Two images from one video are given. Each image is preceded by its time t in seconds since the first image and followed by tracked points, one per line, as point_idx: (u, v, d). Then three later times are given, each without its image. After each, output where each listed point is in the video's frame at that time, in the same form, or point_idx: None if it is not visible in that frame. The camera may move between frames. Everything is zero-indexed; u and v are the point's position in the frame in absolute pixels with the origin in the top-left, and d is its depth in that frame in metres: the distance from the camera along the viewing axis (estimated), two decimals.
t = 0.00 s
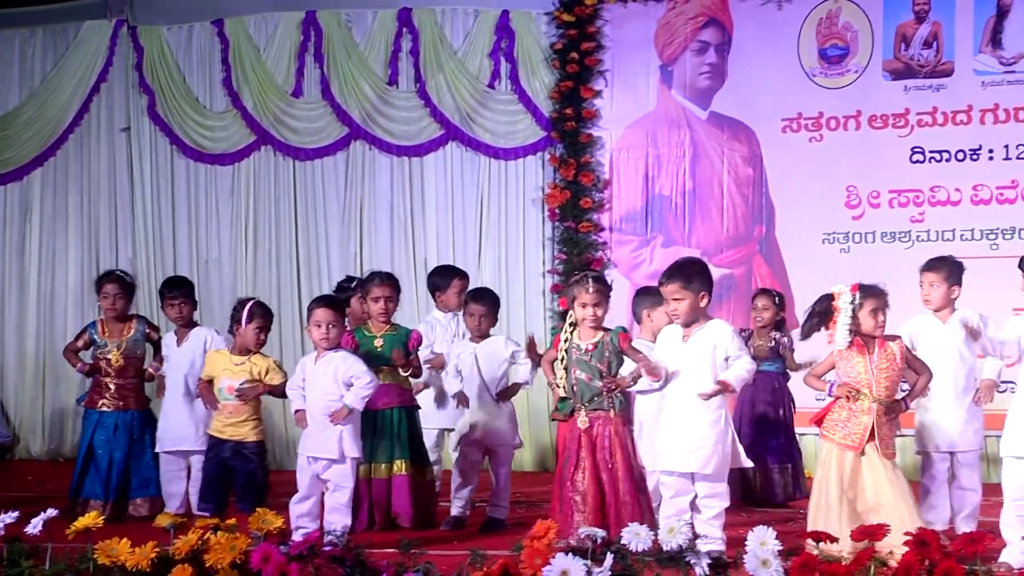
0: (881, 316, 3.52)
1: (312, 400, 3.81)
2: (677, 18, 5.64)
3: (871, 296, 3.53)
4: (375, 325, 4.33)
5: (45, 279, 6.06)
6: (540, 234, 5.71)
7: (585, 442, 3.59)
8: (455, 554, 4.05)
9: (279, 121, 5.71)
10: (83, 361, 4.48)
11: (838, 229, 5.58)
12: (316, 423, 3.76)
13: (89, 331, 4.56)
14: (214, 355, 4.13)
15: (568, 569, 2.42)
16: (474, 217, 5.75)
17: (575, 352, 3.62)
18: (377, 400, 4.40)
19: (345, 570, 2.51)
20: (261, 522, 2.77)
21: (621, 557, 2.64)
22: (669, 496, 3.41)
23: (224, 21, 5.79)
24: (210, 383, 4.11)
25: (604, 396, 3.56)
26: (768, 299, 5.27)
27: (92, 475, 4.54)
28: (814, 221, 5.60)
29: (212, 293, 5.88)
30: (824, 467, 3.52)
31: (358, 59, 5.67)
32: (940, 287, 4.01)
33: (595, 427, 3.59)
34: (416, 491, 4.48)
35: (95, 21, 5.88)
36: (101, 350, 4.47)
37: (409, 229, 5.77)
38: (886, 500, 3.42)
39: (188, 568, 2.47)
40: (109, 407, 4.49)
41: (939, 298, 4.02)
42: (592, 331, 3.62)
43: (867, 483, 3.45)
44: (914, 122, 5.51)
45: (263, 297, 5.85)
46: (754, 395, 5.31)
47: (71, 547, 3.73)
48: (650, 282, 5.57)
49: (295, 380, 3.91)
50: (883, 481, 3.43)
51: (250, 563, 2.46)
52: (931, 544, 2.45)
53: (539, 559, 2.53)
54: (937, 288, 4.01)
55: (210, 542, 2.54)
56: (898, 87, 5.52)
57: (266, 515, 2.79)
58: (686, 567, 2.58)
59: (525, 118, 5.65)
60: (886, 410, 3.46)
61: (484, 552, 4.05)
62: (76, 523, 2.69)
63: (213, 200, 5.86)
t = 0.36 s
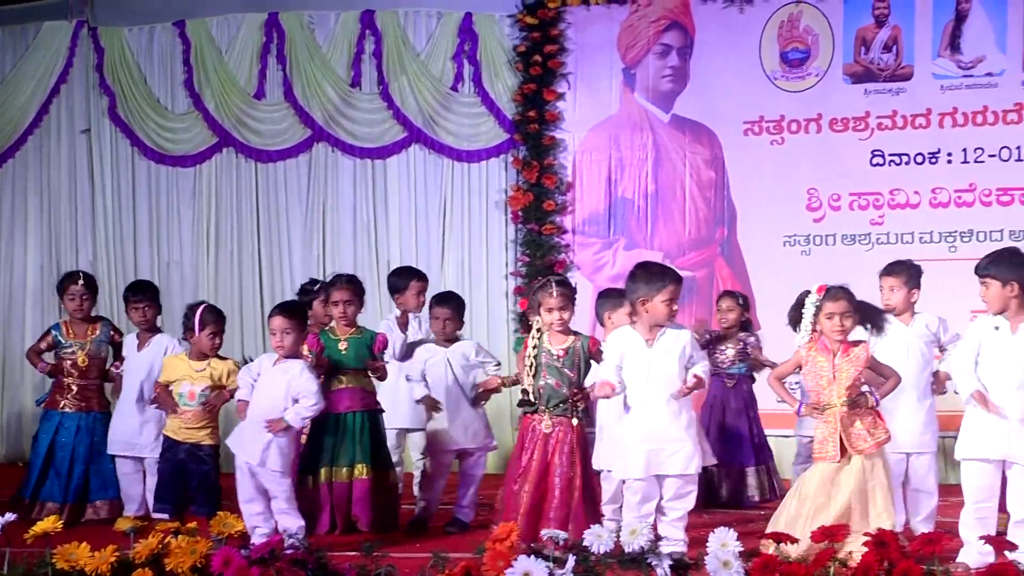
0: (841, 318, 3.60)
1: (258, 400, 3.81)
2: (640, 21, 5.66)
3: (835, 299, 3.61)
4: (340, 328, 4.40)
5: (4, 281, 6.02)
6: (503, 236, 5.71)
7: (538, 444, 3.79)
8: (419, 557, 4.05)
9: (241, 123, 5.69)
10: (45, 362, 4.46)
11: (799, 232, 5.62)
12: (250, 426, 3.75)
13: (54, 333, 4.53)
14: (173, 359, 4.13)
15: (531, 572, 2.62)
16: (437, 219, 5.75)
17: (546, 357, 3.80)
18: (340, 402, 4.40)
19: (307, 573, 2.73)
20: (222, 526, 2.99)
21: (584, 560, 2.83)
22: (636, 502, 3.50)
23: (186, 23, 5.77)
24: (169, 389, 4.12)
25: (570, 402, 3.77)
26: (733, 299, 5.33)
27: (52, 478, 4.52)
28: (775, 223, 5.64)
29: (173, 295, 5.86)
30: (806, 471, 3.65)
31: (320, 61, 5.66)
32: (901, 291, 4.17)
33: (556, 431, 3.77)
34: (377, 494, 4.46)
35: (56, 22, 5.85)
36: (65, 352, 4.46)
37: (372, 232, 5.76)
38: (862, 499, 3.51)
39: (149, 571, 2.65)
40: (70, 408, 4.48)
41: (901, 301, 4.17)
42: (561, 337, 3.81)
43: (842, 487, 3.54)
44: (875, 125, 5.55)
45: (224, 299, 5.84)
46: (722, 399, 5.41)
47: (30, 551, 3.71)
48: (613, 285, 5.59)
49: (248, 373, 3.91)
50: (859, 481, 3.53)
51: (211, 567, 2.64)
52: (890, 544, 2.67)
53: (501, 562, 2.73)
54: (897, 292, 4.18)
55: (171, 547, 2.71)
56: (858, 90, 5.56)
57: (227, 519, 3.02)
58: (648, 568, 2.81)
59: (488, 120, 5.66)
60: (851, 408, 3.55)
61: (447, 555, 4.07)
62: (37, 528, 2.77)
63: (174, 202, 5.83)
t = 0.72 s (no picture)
0: (773, 322, 3.69)
1: (209, 406, 3.78)
2: (591, 24, 5.66)
3: (766, 304, 3.70)
4: (290, 330, 4.39)
5: None
6: (455, 239, 5.71)
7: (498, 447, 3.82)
8: (370, 561, 4.07)
9: (191, 126, 5.70)
10: None
11: (750, 236, 5.63)
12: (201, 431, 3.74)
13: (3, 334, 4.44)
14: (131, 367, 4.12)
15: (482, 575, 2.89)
16: (389, 222, 5.74)
17: (494, 357, 3.86)
18: (289, 408, 4.35)
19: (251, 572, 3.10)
20: (173, 529, 3.28)
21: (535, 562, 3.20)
22: (589, 506, 3.59)
23: (136, 25, 5.75)
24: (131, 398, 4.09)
25: (521, 402, 3.80)
26: (681, 308, 5.28)
27: (8, 485, 4.46)
28: (726, 227, 5.65)
29: (124, 298, 5.85)
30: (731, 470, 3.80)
31: (271, 64, 5.66)
32: (855, 294, 4.16)
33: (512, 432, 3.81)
34: (328, 498, 4.44)
35: (3, 24, 5.79)
36: (17, 356, 4.39)
37: (323, 235, 5.75)
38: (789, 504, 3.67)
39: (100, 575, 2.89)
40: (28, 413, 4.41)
41: (855, 305, 4.14)
42: (510, 339, 3.86)
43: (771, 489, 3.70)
44: (824, 129, 5.58)
45: (176, 302, 5.83)
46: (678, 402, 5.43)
47: None
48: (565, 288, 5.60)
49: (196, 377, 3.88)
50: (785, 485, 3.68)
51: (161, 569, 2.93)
52: (838, 546, 2.89)
53: (452, 564, 3.07)
54: (852, 296, 4.15)
55: (121, 551, 2.95)
56: (808, 95, 5.58)
57: (177, 523, 3.32)
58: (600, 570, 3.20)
59: (440, 123, 5.66)
60: (786, 413, 3.67)
61: (398, 559, 4.10)
62: None
63: (125, 205, 5.82)
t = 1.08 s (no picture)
0: (747, 323, 3.80)
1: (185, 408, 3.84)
2: (553, 26, 5.67)
3: (742, 304, 3.81)
4: (247, 332, 4.42)
5: None
6: (418, 241, 5.72)
7: (448, 450, 3.89)
8: (333, 563, 4.10)
9: (153, 126, 5.70)
10: None
11: (711, 237, 5.64)
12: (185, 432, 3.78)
13: None
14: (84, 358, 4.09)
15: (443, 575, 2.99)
16: (351, 223, 5.74)
17: (464, 363, 3.91)
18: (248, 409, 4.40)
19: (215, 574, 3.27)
20: (134, 531, 3.26)
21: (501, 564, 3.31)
22: (546, 505, 3.62)
23: (96, 25, 5.73)
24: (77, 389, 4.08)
25: (482, 411, 3.88)
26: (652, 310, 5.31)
27: None
28: (687, 228, 5.66)
29: (84, 298, 5.82)
30: (717, 473, 3.86)
31: (233, 64, 5.66)
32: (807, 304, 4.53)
33: (465, 438, 3.89)
34: (287, 500, 4.47)
35: None
36: None
37: (285, 236, 5.74)
38: (768, 505, 3.72)
39: None
40: None
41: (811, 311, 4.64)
42: (481, 345, 3.94)
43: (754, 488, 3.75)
44: (785, 131, 5.60)
45: (137, 303, 5.81)
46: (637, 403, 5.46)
47: None
48: (527, 290, 5.61)
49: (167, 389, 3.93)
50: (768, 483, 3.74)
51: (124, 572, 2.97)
52: (799, 546, 2.97)
53: (416, 566, 3.09)
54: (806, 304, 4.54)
55: (81, 554, 2.98)
56: (770, 97, 5.60)
57: (138, 526, 3.29)
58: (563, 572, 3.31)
59: (402, 125, 5.66)
60: (760, 410, 3.74)
61: (360, 560, 4.12)
62: None
63: (86, 206, 5.80)
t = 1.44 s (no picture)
0: (699, 317, 3.78)
1: (140, 408, 3.82)
2: (514, 27, 5.68)
3: (693, 298, 3.78)
4: (218, 334, 4.37)
5: None
6: (379, 241, 5.72)
7: (423, 454, 3.80)
8: (294, 565, 4.11)
9: (113, 127, 5.68)
10: None
11: (672, 238, 5.66)
12: (138, 433, 3.77)
13: None
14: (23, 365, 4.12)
15: None
16: (313, 224, 5.74)
17: (415, 365, 3.83)
18: (213, 412, 4.35)
19: None
20: (93, 534, 3.20)
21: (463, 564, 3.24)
22: (507, 506, 3.65)
23: (55, 26, 5.71)
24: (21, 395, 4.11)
25: (443, 409, 3.79)
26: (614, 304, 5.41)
27: None
28: (649, 229, 5.67)
29: (43, 299, 5.79)
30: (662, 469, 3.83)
31: (193, 65, 5.66)
32: (781, 300, 4.45)
33: (438, 439, 3.79)
34: (253, 503, 4.44)
35: None
36: None
37: (246, 237, 5.74)
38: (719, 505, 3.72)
39: None
40: None
41: (780, 309, 4.47)
42: (433, 347, 3.85)
43: (702, 481, 3.77)
44: (745, 132, 5.62)
45: (97, 304, 5.78)
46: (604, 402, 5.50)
47: None
48: (489, 290, 5.61)
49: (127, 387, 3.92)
50: (718, 478, 3.74)
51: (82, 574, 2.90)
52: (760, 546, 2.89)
53: (377, 567, 3.03)
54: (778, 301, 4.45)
55: (41, 556, 2.94)
56: (730, 98, 5.62)
57: (98, 528, 3.23)
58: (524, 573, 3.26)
59: (363, 125, 5.66)
60: (712, 406, 3.77)
61: (322, 561, 4.13)
62: None
63: (45, 206, 5.77)
